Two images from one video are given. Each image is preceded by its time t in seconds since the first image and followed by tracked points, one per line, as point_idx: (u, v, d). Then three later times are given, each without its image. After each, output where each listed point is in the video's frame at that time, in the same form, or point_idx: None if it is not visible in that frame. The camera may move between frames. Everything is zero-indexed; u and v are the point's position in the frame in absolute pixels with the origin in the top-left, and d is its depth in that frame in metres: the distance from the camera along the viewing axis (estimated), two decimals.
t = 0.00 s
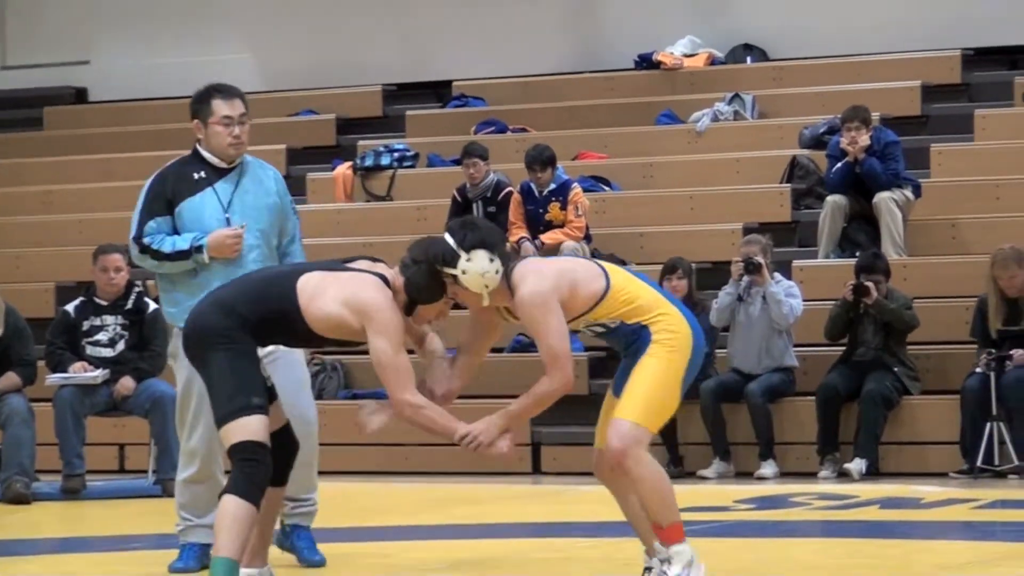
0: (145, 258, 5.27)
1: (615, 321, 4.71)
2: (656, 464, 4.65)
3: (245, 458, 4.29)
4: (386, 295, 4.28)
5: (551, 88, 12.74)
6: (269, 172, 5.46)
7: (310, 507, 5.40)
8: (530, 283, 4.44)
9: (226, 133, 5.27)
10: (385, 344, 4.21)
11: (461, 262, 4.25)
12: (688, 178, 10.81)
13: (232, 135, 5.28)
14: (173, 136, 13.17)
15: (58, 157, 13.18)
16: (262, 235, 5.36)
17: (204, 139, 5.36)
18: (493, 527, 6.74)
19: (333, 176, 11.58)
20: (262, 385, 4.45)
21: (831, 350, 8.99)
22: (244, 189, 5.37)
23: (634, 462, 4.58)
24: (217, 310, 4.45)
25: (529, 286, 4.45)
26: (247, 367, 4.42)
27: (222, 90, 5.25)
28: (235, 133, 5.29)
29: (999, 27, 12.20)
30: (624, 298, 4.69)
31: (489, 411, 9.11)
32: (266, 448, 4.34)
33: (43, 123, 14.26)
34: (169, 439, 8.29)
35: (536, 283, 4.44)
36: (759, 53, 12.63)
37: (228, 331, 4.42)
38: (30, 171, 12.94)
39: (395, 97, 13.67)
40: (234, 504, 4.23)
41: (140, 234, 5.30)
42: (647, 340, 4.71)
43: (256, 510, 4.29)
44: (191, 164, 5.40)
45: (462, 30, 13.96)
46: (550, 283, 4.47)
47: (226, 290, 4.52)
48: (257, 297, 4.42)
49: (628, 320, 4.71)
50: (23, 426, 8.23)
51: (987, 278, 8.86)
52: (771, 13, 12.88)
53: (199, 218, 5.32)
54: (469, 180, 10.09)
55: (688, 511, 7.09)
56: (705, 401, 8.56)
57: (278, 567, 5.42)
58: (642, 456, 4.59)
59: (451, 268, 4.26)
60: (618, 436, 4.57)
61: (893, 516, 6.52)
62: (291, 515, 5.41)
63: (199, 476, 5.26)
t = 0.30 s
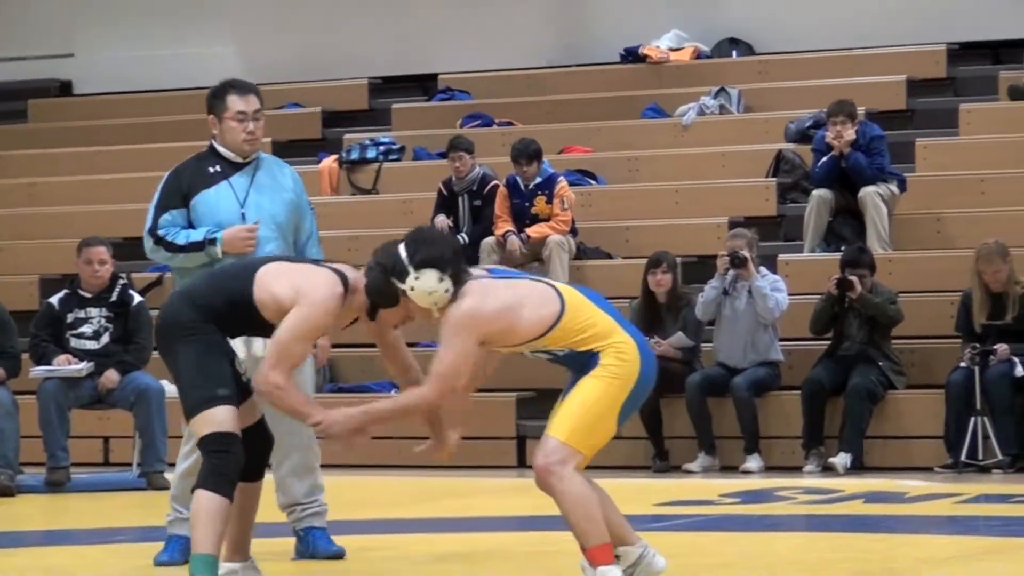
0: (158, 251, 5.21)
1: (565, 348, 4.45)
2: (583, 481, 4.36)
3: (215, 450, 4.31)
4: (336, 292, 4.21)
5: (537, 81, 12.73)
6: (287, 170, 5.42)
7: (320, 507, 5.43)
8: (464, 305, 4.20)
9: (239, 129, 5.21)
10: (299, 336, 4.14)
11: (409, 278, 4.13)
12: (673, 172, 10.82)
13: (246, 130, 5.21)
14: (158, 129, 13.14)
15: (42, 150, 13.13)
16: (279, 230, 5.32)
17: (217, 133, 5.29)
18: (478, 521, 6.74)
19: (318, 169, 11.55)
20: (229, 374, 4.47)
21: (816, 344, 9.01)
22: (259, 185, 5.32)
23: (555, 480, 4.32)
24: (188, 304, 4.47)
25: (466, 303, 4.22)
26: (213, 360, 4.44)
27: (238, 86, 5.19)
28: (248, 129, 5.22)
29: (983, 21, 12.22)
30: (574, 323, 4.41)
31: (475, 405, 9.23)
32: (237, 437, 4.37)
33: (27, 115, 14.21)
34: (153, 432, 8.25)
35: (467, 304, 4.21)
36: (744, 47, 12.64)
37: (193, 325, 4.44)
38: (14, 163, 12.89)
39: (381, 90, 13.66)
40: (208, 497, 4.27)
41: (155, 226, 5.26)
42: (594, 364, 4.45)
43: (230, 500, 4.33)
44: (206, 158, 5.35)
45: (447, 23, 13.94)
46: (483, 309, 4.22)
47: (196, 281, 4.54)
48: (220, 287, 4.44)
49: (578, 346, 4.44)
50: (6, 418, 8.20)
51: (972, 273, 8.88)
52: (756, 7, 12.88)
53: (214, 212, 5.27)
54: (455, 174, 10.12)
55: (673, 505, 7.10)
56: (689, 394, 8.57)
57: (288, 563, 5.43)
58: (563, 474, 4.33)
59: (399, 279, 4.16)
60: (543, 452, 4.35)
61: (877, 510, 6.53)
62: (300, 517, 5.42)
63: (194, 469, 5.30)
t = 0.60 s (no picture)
0: (197, 241, 5.21)
1: (538, 314, 4.43)
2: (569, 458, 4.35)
3: (203, 440, 4.28)
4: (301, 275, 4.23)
5: (529, 74, 12.72)
6: (322, 162, 5.40)
7: (319, 502, 5.43)
8: (424, 275, 4.21)
9: (275, 119, 5.20)
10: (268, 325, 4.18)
11: (375, 255, 4.15)
12: (665, 166, 10.83)
13: (280, 120, 5.21)
14: (151, 120, 13.13)
15: (34, 140, 13.11)
16: (310, 221, 5.30)
17: (255, 123, 5.29)
18: (471, 513, 6.75)
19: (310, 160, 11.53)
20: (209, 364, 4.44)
21: (808, 338, 9.02)
22: (295, 176, 5.31)
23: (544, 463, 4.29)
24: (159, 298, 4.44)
25: (426, 274, 4.21)
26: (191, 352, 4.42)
27: (274, 76, 5.16)
28: (283, 120, 5.21)
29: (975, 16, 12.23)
30: (550, 289, 4.37)
31: (466, 399, 9.21)
32: (226, 426, 4.34)
33: (19, 106, 14.18)
34: (145, 422, 8.26)
35: (428, 276, 4.20)
36: (737, 42, 12.64)
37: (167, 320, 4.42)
38: (4, 153, 12.86)
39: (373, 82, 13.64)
40: (198, 489, 4.23)
41: (190, 215, 5.25)
42: (570, 333, 4.43)
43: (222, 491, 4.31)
44: (242, 147, 5.35)
45: (439, 16, 13.92)
46: (445, 279, 4.21)
47: (161, 279, 4.55)
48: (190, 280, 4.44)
49: (554, 312, 4.41)
50: None
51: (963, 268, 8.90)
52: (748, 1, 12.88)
53: (249, 202, 5.24)
54: (447, 166, 10.10)
55: (665, 498, 7.12)
56: (681, 389, 8.57)
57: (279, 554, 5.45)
58: (553, 455, 4.30)
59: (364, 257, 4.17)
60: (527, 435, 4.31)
61: (868, 504, 6.55)
62: (295, 510, 5.44)
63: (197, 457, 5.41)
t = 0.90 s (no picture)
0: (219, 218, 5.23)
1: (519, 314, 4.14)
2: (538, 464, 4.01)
3: (218, 425, 4.24)
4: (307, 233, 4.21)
5: (543, 59, 12.70)
6: (354, 147, 5.36)
7: (333, 487, 5.43)
8: (407, 258, 3.99)
9: (306, 100, 5.17)
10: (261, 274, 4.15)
11: (359, 225, 4.08)
12: (679, 151, 10.81)
13: (311, 101, 5.18)
14: (165, 104, 13.14)
15: (49, 124, 13.12)
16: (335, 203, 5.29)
17: (288, 103, 5.29)
18: (485, 498, 6.75)
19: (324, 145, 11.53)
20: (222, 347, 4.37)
21: (822, 324, 9.01)
22: (323, 158, 5.29)
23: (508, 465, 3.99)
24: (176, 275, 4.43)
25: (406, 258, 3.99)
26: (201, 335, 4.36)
27: (308, 57, 5.13)
28: (313, 100, 5.18)
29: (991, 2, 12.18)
30: (531, 288, 4.08)
31: (479, 384, 9.21)
32: (239, 408, 4.29)
33: (34, 90, 14.20)
34: (160, 407, 8.28)
35: (411, 260, 3.98)
36: (752, 27, 12.60)
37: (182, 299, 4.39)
38: (19, 137, 12.88)
39: (387, 67, 13.62)
40: (211, 473, 4.20)
41: (216, 192, 5.25)
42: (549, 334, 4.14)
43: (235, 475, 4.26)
44: (274, 128, 5.35)
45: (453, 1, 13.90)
46: (419, 265, 3.97)
47: (183, 255, 4.54)
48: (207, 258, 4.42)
49: (533, 313, 4.12)
50: (12, 393, 8.26)
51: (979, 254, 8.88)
52: None
53: (274, 182, 5.23)
54: (460, 150, 10.10)
55: (678, 483, 7.12)
56: (696, 374, 8.56)
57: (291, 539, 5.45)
58: (515, 456, 3.99)
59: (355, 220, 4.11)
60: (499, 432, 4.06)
61: (883, 491, 6.55)
62: (310, 494, 5.44)
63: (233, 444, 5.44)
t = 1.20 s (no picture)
0: (236, 208, 5.20)
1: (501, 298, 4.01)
2: (516, 454, 3.92)
3: (239, 406, 4.27)
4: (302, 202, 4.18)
5: (553, 49, 12.68)
6: (372, 141, 5.35)
7: (343, 477, 5.44)
8: (383, 243, 3.86)
9: (324, 91, 5.17)
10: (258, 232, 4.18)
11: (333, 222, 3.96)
12: (689, 141, 10.80)
13: (329, 92, 5.17)
14: (176, 94, 13.15)
15: (60, 114, 13.14)
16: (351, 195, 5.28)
17: (306, 94, 5.29)
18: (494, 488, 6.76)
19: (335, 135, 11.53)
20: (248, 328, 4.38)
21: (833, 314, 9.00)
22: (340, 150, 5.28)
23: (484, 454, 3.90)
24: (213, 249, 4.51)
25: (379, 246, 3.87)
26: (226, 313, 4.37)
27: (327, 48, 5.14)
28: (331, 91, 5.17)
29: None
30: (512, 274, 3.94)
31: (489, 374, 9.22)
32: (261, 388, 4.31)
33: (45, 80, 14.22)
34: (171, 397, 8.29)
35: (391, 246, 3.84)
36: (763, 16, 12.56)
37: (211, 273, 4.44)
38: (30, 128, 12.90)
39: (397, 57, 13.61)
40: (230, 456, 4.21)
41: (233, 182, 5.22)
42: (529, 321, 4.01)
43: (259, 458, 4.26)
44: (292, 119, 5.34)
45: None
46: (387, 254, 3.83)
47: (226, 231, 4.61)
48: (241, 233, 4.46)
49: (514, 298, 3.99)
50: (25, 382, 8.24)
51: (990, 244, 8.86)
52: None
53: (291, 172, 5.21)
54: (471, 140, 10.10)
55: (688, 473, 7.12)
56: (706, 363, 8.56)
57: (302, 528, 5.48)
58: (492, 447, 3.90)
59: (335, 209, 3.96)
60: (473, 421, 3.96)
61: (894, 480, 6.54)
62: (320, 484, 5.45)
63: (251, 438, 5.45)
